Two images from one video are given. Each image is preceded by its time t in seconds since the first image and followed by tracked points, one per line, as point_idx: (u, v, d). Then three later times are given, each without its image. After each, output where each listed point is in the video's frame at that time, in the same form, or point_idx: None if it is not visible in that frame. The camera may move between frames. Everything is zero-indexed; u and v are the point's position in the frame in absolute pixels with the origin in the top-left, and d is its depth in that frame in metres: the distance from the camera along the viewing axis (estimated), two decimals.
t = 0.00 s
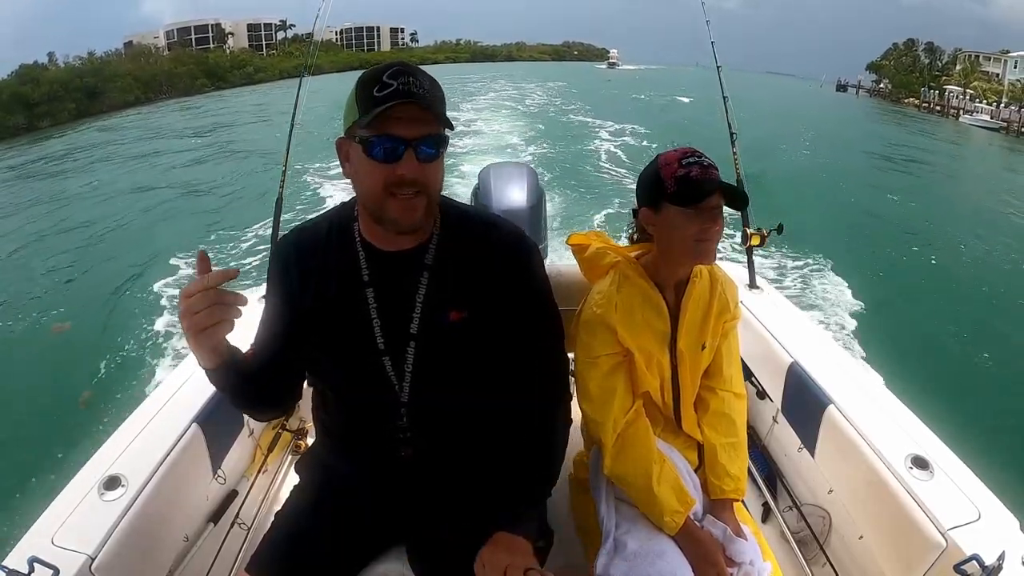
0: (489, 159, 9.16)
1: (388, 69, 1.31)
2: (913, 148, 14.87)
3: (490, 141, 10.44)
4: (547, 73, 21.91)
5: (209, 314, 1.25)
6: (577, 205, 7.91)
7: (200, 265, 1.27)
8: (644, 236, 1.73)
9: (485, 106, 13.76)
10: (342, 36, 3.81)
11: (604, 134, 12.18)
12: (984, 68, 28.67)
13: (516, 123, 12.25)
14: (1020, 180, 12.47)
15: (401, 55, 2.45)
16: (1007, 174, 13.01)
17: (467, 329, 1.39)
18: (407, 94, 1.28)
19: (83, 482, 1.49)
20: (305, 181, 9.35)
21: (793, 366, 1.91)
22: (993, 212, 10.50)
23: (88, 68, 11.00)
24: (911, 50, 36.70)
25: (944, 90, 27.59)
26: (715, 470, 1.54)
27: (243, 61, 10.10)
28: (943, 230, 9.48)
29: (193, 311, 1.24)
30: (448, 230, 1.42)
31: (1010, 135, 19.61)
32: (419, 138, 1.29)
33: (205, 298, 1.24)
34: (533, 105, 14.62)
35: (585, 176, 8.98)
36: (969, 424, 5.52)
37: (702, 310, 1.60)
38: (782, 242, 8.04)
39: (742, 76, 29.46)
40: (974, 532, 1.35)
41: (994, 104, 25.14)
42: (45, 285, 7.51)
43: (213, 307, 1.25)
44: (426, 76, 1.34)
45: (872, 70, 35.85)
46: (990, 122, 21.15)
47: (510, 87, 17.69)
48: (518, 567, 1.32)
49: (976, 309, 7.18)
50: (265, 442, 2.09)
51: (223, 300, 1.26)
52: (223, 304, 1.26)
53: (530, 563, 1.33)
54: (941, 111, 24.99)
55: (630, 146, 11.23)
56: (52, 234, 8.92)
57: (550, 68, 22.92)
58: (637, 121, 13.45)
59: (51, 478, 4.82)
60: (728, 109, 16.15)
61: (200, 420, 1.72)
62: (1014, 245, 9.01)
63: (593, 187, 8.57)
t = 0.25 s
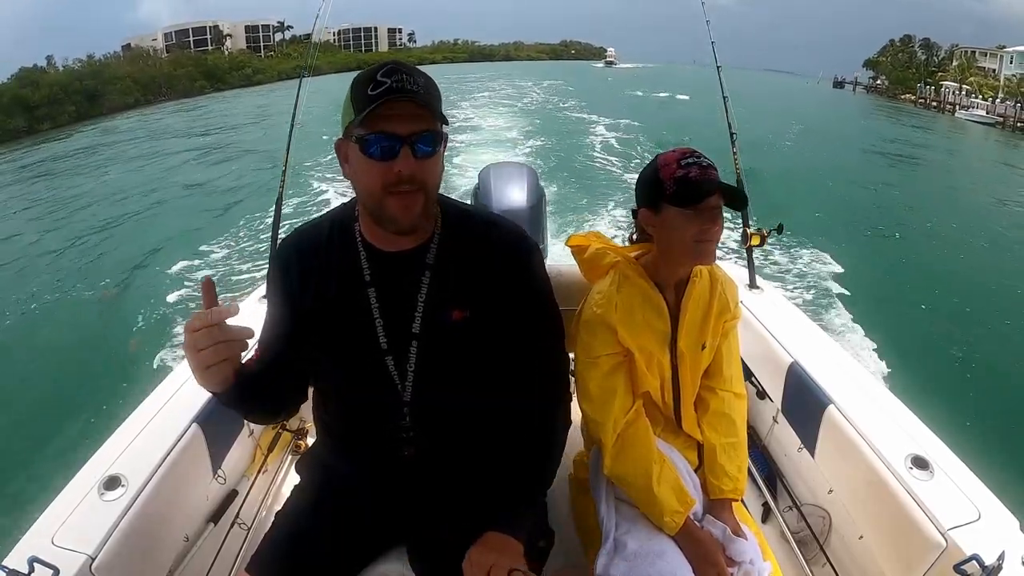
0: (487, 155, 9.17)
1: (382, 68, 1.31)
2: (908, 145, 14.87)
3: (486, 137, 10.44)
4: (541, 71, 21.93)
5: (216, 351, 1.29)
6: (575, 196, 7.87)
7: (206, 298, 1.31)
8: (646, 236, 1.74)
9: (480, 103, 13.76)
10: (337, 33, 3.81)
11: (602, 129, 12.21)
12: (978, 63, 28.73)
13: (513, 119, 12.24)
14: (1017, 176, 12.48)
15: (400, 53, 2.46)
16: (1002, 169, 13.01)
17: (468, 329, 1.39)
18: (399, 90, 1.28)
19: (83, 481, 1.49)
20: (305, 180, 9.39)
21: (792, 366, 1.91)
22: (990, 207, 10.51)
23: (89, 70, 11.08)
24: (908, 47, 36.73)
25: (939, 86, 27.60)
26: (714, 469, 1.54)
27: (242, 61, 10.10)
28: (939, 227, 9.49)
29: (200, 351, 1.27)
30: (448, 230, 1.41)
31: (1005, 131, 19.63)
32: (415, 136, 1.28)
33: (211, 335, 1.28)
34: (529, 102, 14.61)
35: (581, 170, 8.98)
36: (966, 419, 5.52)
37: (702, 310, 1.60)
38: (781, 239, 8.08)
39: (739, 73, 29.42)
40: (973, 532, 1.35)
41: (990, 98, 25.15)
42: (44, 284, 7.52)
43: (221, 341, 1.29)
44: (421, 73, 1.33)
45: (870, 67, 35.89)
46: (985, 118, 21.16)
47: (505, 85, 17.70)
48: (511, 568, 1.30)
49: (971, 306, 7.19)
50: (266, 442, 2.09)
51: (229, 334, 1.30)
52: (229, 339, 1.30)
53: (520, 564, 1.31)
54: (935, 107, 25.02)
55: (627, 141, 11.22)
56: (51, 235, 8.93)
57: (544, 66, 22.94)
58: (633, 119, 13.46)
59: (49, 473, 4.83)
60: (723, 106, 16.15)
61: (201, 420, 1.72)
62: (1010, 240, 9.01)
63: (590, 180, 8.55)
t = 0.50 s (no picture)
0: (484, 153, 9.18)
1: (383, 68, 1.31)
2: (906, 143, 14.88)
3: (484, 135, 10.45)
4: (539, 70, 21.97)
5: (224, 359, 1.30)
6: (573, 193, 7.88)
7: (212, 302, 1.31)
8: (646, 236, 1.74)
9: (478, 102, 13.77)
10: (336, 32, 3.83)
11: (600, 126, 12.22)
12: (976, 61, 28.77)
13: (511, 118, 12.25)
14: (1015, 173, 12.48)
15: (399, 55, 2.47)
16: (1000, 168, 13.02)
17: (469, 329, 1.39)
18: (401, 90, 1.28)
19: (83, 481, 1.49)
20: (305, 180, 9.41)
21: (793, 367, 1.91)
22: (988, 204, 10.51)
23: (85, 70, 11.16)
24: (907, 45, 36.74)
25: (937, 84, 27.62)
26: (714, 470, 1.54)
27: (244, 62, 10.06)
28: (937, 225, 9.49)
29: (208, 359, 1.28)
30: (449, 230, 1.41)
31: (1002, 128, 19.63)
32: (416, 134, 1.28)
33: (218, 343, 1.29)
34: (527, 100, 14.63)
35: (579, 169, 8.99)
36: (963, 417, 5.52)
37: (704, 310, 1.60)
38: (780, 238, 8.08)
39: (738, 72, 29.44)
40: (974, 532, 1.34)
41: (987, 96, 25.16)
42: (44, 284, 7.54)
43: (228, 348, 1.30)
44: (421, 73, 1.33)
45: (868, 65, 35.91)
46: (983, 115, 21.15)
47: (503, 84, 17.73)
48: (509, 567, 1.29)
49: (969, 304, 7.20)
50: (266, 442, 2.09)
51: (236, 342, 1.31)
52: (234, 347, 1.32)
53: (518, 563, 1.31)
54: (932, 105, 25.05)
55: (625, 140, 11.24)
56: (49, 234, 8.95)
57: (542, 65, 22.99)
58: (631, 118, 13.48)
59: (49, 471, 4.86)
60: (721, 105, 16.18)
61: (201, 420, 1.72)
62: (1008, 238, 9.01)
63: (587, 178, 8.56)
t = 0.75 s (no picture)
0: (483, 152, 9.19)
1: (384, 68, 1.31)
2: (904, 144, 14.90)
3: (483, 135, 10.46)
4: (537, 70, 22.00)
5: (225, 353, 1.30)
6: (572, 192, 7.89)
7: (215, 295, 1.30)
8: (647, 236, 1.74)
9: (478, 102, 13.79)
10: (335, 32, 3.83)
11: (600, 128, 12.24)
12: (972, 63, 28.83)
13: (509, 118, 12.25)
14: (1013, 174, 12.50)
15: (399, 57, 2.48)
16: (998, 168, 13.03)
17: (470, 329, 1.39)
18: (403, 90, 1.28)
19: (83, 481, 1.49)
20: (304, 180, 9.41)
21: (793, 366, 1.91)
22: (986, 204, 10.52)
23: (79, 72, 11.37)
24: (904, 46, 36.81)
25: (934, 85, 27.68)
26: (714, 470, 1.54)
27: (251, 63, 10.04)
28: (935, 225, 9.50)
29: (209, 354, 1.28)
30: (450, 230, 1.42)
31: (999, 129, 19.65)
32: (419, 134, 1.28)
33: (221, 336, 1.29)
34: (526, 100, 14.64)
35: (578, 168, 9.01)
36: (961, 416, 5.52)
37: (704, 309, 1.60)
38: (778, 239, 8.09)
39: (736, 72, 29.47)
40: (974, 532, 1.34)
41: (983, 97, 25.24)
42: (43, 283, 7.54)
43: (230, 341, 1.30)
44: (421, 72, 1.33)
45: (866, 66, 35.96)
46: (980, 115, 21.18)
47: (502, 84, 17.75)
48: (509, 567, 1.29)
49: (968, 304, 7.20)
50: (265, 442, 2.09)
51: (238, 335, 1.31)
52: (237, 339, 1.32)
53: (518, 563, 1.31)
54: (929, 105, 25.10)
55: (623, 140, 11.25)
56: (48, 233, 8.95)
57: (540, 65, 23.01)
58: (630, 118, 13.49)
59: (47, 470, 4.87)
60: (719, 105, 16.19)
61: (201, 420, 1.72)
62: (1007, 239, 9.01)
63: (586, 177, 8.57)
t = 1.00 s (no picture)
0: (483, 152, 9.19)
1: (383, 69, 1.31)
2: (903, 146, 14.90)
3: (483, 135, 10.46)
4: (536, 71, 22.00)
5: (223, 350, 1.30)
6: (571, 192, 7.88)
7: (214, 292, 1.30)
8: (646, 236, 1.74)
9: (478, 102, 13.79)
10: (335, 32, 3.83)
11: (599, 127, 12.23)
12: (970, 66, 28.90)
13: (509, 119, 12.26)
14: (1012, 176, 12.51)
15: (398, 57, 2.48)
16: (996, 171, 13.04)
17: (470, 328, 1.39)
18: (403, 92, 1.28)
19: (82, 481, 1.49)
20: (305, 180, 9.41)
21: (792, 366, 1.91)
22: (986, 205, 10.52)
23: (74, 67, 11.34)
24: (902, 48, 36.84)
25: (932, 88, 27.71)
26: (713, 469, 1.54)
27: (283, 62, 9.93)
28: (934, 226, 9.50)
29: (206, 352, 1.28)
30: (449, 230, 1.42)
31: (997, 131, 19.67)
32: (419, 136, 1.28)
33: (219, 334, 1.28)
34: (525, 101, 14.64)
35: (577, 168, 9.01)
36: (960, 416, 5.52)
37: (703, 309, 1.60)
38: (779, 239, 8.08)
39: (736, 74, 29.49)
40: (974, 531, 1.35)
41: (981, 100, 25.25)
42: (42, 282, 7.54)
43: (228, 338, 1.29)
44: (421, 73, 1.33)
45: (864, 68, 35.98)
46: (977, 117, 21.22)
47: (501, 84, 17.75)
48: (509, 566, 1.29)
49: (967, 305, 7.19)
50: (265, 442, 2.09)
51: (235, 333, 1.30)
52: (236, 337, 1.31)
53: (518, 563, 1.31)
54: (926, 108, 25.12)
55: (623, 139, 11.24)
56: (48, 232, 8.95)
57: (540, 65, 23.00)
58: (629, 118, 13.49)
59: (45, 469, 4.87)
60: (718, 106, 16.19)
61: (201, 420, 1.72)
62: (1006, 240, 9.02)
63: (585, 178, 8.57)
